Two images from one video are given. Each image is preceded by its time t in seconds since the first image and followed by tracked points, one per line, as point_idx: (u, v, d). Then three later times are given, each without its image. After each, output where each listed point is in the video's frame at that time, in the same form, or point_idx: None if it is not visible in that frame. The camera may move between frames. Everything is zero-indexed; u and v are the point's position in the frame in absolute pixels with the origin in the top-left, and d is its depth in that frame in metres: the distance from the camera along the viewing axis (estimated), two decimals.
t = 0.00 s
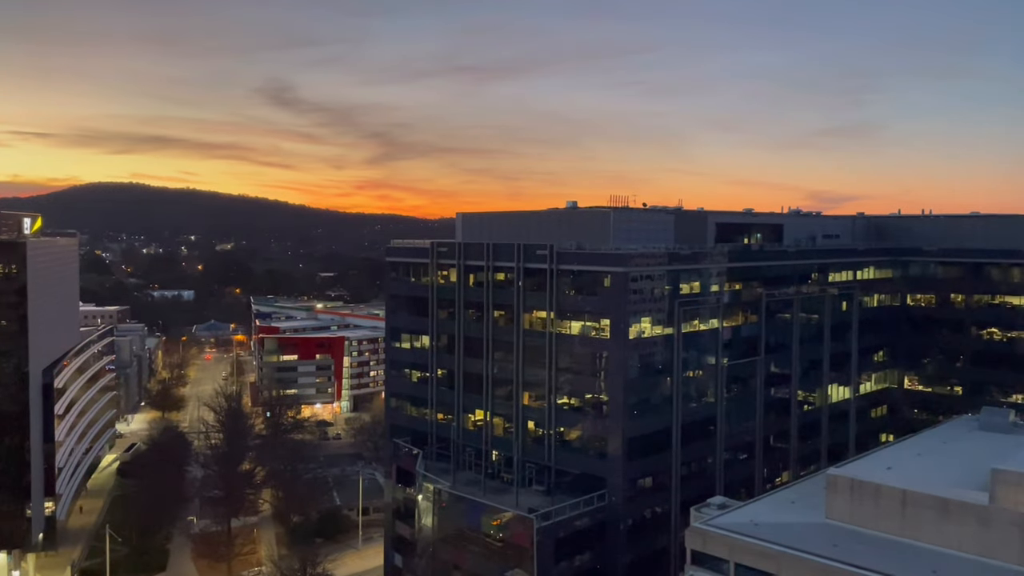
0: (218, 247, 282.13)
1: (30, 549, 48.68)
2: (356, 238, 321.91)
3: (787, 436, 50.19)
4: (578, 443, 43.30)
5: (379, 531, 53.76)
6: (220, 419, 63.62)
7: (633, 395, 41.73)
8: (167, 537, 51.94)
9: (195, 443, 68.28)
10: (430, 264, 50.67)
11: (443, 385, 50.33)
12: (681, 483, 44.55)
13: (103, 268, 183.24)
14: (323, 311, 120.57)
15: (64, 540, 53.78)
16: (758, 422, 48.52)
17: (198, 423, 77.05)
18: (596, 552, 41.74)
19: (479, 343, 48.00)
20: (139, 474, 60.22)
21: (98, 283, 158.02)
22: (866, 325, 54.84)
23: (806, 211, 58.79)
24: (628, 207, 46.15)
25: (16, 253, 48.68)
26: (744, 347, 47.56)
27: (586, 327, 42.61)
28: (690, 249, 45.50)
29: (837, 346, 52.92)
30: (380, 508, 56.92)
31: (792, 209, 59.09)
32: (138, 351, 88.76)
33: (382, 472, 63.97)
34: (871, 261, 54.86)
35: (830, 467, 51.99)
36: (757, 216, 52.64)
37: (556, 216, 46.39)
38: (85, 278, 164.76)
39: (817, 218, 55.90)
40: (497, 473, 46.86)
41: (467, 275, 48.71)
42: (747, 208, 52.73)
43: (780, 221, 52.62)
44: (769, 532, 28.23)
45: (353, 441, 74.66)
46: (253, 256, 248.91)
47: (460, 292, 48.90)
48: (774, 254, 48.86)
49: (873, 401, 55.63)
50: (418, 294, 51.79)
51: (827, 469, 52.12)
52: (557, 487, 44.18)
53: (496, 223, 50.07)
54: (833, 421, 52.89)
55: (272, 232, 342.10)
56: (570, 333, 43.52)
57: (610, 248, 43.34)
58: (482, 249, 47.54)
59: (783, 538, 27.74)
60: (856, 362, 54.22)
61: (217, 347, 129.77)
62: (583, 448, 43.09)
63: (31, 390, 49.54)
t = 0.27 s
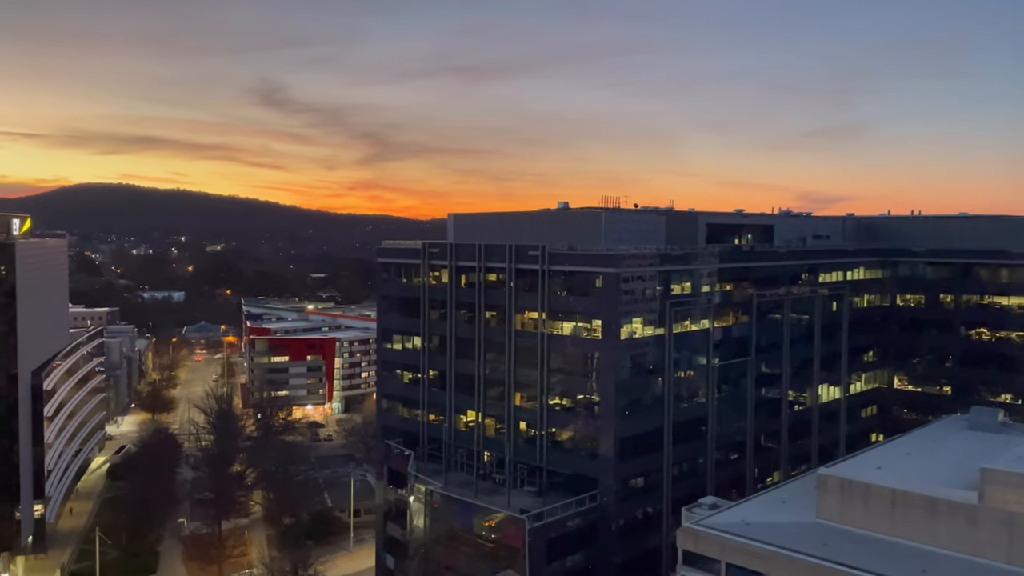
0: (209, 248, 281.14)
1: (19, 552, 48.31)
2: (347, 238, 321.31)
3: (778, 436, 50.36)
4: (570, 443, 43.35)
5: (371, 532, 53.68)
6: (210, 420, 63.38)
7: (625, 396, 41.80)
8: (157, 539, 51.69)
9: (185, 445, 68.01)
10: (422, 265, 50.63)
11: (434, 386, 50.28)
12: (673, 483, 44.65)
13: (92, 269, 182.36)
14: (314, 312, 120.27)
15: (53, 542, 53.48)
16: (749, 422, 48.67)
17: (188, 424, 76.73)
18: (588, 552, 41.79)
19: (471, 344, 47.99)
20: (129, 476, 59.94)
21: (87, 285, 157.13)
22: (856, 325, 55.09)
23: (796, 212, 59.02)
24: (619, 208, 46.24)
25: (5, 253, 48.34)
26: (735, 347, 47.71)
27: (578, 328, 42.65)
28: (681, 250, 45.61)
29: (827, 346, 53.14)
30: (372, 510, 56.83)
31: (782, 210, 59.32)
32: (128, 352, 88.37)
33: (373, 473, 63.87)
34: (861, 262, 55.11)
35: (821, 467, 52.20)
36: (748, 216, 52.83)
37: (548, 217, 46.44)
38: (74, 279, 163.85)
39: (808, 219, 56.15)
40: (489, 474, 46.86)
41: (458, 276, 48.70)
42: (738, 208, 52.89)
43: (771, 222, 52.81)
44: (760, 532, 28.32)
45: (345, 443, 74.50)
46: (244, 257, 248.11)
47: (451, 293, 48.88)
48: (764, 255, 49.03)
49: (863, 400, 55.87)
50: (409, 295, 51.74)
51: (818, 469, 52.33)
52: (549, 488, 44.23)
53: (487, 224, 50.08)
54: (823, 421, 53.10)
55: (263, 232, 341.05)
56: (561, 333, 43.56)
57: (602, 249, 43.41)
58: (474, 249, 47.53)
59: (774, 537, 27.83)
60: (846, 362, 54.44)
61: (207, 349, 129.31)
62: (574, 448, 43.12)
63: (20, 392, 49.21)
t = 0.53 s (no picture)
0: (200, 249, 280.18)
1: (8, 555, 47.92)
2: (339, 239, 320.74)
3: (769, 436, 50.50)
4: (562, 444, 43.36)
5: (362, 534, 53.55)
6: (201, 422, 63.14)
7: (616, 396, 41.83)
8: (147, 541, 51.42)
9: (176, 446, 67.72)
10: (413, 266, 50.56)
11: (426, 387, 50.21)
12: (665, 483, 44.70)
13: (82, 270, 181.50)
14: (306, 313, 119.96)
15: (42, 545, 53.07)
16: (741, 422, 48.78)
17: (179, 426, 76.37)
18: (580, 553, 41.80)
19: (463, 344, 47.95)
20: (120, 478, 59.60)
21: (77, 286, 156.36)
22: (847, 325, 55.29)
23: (787, 212, 59.19)
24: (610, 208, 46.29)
25: None
26: (727, 347, 47.81)
27: (569, 329, 42.67)
28: (672, 250, 45.71)
29: (819, 346, 53.31)
30: (363, 511, 56.70)
31: (773, 211, 59.50)
32: (118, 354, 87.92)
33: (365, 474, 63.74)
34: (851, 262, 55.31)
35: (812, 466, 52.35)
36: (739, 217, 52.96)
37: (539, 218, 46.44)
38: (63, 280, 162.97)
39: (799, 219, 56.33)
40: (481, 475, 46.80)
41: (450, 276, 48.65)
42: (729, 209, 53.01)
43: (762, 223, 52.93)
44: (752, 532, 28.39)
45: (336, 444, 74.33)
46: (235, 258, 247.32)
47: (443, 294, 48.82)
48: (755, 255, 49.16)
49: (854, 400, 56.05)
50: (401, 296, 51.66)
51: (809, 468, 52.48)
52: (541, 489, 44.22)
53: (479, 225, 50.05)
54: (814, 421, 53.26)
55: (255, 233, 340.08)
56: (553, 334, 43.57)
57: (593, 249, 43.45)
58: (466, 250, 47.50)
59: (766, 537, 27.90)
60: (837, 362, 54.61)
61: (197, 350, 128.82)
62: (566, 449, 43.13)
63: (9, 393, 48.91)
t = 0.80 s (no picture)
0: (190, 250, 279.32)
1: None
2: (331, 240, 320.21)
3: (760, 436, 50.63)
4: (553, 445, 43.38)
5: (354, 535, 53.43)
6: (191, 424, 62.91)
7: (608, 397, 41.86)
8: (137, 544, 51.13)
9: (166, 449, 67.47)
10: (405, 267, 50.51)
11: (418, 388, 50.13)
12: (656, 483, 44.75)
13: (71, 272, 180.60)
14: (297, 314, 119.67)
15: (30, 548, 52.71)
16: (732, 423, 48.90)
17: (169, 428, 76.02)
18: (572, 554, 41.79)
19: (454, 345, 47.93)
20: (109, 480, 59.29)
21: (66, 288, 155.43)
22: (837, 326, 55.50)
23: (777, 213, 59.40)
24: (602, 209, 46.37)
25: None
26: (718, 348, 47.93)
27: (561, 329, 42.70)
28: (664, 251, 45.82)
29: (809, 346, 53.49)
30: (355, 513, 56.59)
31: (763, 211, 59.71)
32: (108, 356, 87.47)
33: (356, 476, 63.62)
34: (841, 262, 55.52)
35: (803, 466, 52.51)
36: (730, 218, 53.11)
37: (531, 218, 46.46)
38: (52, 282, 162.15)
39: (789, 220, 56.54)
40: (472, 476, 46.76)
41: (442, 277, 48.62)
42: (720, 210, 53.16)
43: (752, 224, 53.09)
44: (743, 532, 28.44)
45: (327, 446, 74.16)
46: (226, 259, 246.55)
47: (434, 295, 48.78)
48: (746, 256, 49.30)
49: (845, 400, 56.26)
50: (393, 297, 51.59)
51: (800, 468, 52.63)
52: (533, 490, 44.20)
53: (470, 226, 50.06)
54: (805, 421, 53.44)
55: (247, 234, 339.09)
56: (545, 335, 43.59)
57: (585, 250, 43.49)
58: (457, 251, 47.47)
59: (757, 537, 27.95)
60: (827, 362, 54.81)
61: (188, 352, 128.33)
62: (558, 450, 43.14)
63: None
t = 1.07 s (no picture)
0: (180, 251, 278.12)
1: None
2: (322, 241, 319.51)
3: (750, 436, 50.79)
4: (545, 446, 43.40)
5: (344, 537, 53.31)
6: (181, 426, 62.62)
7: (599, 397, 41.92)
8: (126, 547, 50.85)
9: (156, 450, 67.14)
10: (396, 268, 50.45)
11: (408, 389, 50.06)
12: (647, 483, 44.83)
13: (60, 273, 179.56)
14: (287, 315, 119.32)
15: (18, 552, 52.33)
16: (723, 423, 49.04)
17: (159, 430, 75.66)
18: (563, 554, 41.82)
19: (445, 346, 47.90)
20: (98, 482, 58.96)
21: (54, 289, 154.55)
22: (827, 326, 55.73)
23: (768, 214, 59.60)
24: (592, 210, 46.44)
25: None
26: (708, 348, 48.05)
27: (552, 330, 42.72)
28: (654, 252, 45.92)
29: (799, 346, 53.69)
30: (346, 514, 56.49)
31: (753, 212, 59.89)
32: (97, 357, 87.02)
33: (347, 477, 63.51)
34: (831, 263, 55.76)
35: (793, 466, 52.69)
36: (720, 218, 53.25)
37: (522, 219, 46.49)
38: (40, 284, 161.11)
39: (779, 220, 56.75)
40: (464, 477, 46.72)
41: (433, 278, 48.58)
42: (710, 210, 53.31)
43: (743, 224, 53.26)
44: (734, 532, 28.53)
45: (318, 447, 74.01)
46: (216, 261, 245.70)
47: (426, 295, 48.73)
48: (736, 256, 49.47)
49: (834, 400, 56.48)
50: (383, 298, 51.52)
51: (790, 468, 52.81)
52: (524, 491, 44.19)
53: (461, 226, 50.05)
54: (795, 421, 53.64)
55: (237, 235, 337.95)
56: (536, 336, 43.60)
57: (576, 251, 43.54)
58: (448, 252, 47.45)
59: (748, 536, 28.04)
60: (817, 362, 55.02)
61: (177, 353, 127.82)
62: (549, 450, 43.18)
63: None
